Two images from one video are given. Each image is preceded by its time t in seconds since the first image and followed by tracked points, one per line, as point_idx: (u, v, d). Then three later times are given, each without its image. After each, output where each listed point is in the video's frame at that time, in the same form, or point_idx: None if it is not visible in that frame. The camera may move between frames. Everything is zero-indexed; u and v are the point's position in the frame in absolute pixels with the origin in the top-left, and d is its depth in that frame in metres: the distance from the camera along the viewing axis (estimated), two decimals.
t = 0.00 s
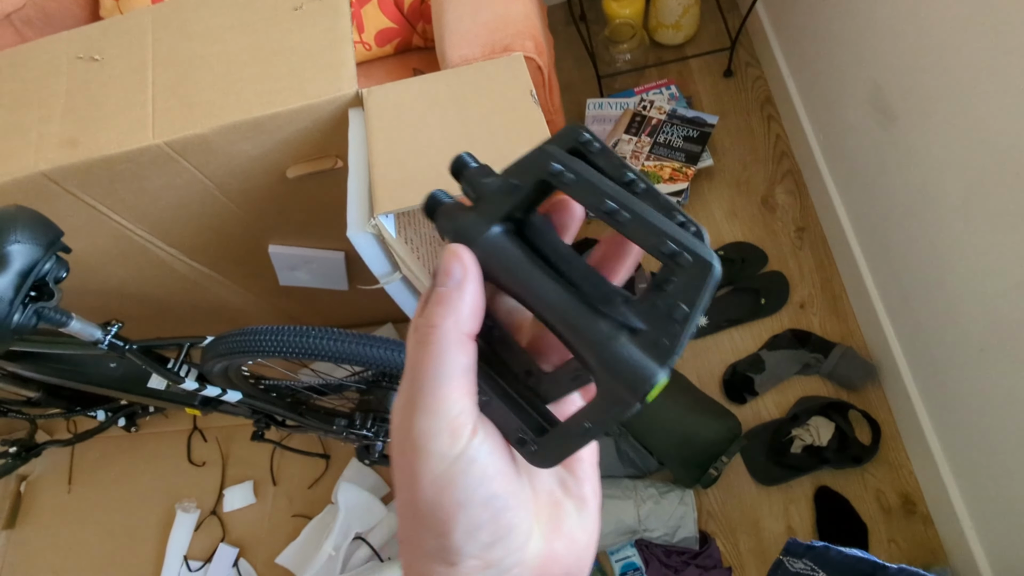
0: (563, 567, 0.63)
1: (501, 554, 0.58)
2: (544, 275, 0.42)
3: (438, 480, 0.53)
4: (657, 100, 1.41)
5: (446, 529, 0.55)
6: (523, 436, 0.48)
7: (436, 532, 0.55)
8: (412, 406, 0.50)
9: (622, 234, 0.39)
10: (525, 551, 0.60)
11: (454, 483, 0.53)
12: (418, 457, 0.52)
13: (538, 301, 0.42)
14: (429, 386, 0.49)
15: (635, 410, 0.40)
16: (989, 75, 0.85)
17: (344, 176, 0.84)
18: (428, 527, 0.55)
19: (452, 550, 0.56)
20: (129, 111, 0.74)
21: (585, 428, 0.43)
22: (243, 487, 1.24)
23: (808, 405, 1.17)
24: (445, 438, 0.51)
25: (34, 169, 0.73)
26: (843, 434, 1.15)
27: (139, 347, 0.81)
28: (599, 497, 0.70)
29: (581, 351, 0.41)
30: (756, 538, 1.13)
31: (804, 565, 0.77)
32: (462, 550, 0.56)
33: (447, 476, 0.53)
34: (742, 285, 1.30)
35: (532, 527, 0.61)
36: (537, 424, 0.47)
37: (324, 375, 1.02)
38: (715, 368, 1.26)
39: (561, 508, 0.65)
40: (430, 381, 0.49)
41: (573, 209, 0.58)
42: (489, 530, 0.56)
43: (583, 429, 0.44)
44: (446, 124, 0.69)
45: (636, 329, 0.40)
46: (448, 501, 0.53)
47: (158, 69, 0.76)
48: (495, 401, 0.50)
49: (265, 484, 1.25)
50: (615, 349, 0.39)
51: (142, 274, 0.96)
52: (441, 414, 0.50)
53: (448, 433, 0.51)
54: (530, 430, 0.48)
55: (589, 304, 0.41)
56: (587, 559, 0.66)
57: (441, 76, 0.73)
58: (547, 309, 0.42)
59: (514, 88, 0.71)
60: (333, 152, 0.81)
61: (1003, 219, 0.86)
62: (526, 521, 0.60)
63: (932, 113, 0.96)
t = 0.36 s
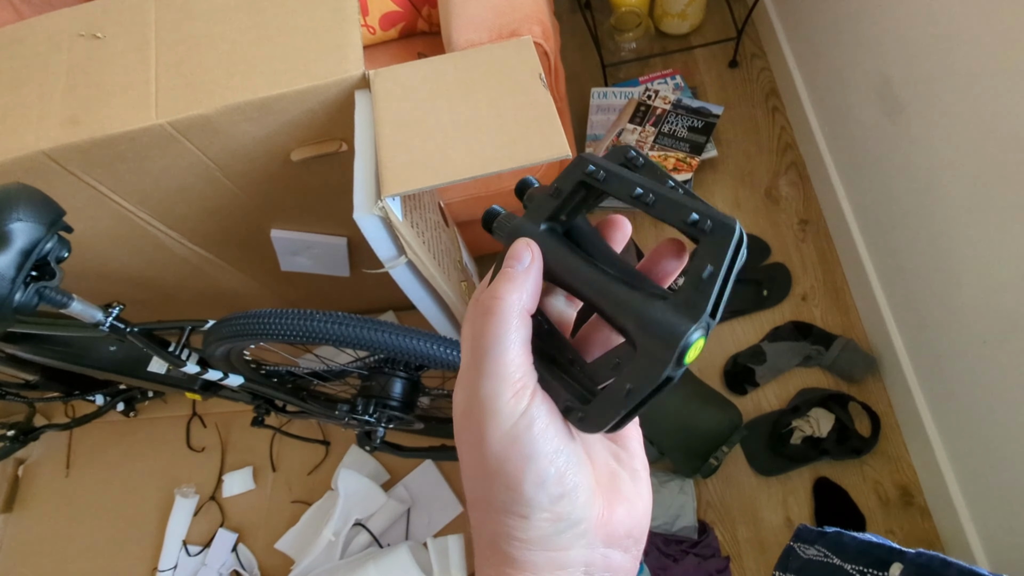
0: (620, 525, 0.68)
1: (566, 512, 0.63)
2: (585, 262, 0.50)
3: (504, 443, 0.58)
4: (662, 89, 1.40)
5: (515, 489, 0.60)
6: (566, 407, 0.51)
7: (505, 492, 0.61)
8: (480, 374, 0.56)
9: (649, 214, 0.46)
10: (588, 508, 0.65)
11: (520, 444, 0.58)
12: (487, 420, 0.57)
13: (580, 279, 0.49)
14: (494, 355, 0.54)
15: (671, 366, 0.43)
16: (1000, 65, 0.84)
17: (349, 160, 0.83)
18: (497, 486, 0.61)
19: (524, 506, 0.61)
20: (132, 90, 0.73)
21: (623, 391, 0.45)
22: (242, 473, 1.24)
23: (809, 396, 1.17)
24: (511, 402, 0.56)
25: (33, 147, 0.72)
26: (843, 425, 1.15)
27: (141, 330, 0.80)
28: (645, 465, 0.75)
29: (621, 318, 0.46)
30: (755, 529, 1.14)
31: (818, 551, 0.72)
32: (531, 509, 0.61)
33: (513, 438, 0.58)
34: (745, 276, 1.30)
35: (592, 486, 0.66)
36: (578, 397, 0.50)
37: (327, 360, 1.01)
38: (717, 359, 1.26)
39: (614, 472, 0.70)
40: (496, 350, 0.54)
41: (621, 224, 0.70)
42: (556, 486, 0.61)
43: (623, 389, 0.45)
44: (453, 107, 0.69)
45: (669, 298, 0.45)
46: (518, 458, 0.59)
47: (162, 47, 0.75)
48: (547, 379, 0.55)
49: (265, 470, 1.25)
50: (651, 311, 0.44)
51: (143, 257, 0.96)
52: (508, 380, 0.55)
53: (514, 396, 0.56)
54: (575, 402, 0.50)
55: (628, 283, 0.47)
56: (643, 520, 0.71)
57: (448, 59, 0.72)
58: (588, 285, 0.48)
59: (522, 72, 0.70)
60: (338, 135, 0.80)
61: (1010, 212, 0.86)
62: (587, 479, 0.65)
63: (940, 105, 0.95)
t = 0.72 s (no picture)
0: (613, 521, 0.64)
1: (558, 496, 0.60)
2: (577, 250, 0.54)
3: (492, 410, 0.58)
4: (661, 78, 1.38)
5: (502, 462, 0.58)
6: (565, 380, 0.53)
7: (492, 466, 0.59)
8: (475, 336, 0.57)
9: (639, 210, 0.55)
10: (581, 497, 0.61)
11: (508, 412, 0.58)
12: (478, 385, 0.58)
13: (566, 262, 0.53)
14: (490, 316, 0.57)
15: (661, 324, 0.47)
16: (1003, 56, 0.83)
17: (342, 145, 0.82)
18: (483, 460, 0.59)
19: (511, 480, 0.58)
20: (117, 70, 0.72)
21: (618, 354, 0.48)
22: (233, 461, 1.23)
23: (804, 389, 1.17)
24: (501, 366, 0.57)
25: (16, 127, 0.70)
26: (838, 419, 1.14)
27: (128, 317, 0.79)
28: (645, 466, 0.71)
29: (612, 292, 0.50)
30: (747, 521, 1.13)
31: (805, 543, 0.71)
32: (518, 486, 0.58)
33: (501, 404, 0.58)
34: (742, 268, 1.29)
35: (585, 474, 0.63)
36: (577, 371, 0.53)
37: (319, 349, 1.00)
38: (712, 351, 1.26)
39: (610, 469, 0.67)
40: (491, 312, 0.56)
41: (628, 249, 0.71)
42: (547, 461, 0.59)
43: (618, 353, 0.48)
44: (448, 91, 0.67)
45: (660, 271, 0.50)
46: (506, 425, 0.58)
47: (149, 26, 0.73)
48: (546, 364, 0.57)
49: (256, 458, 1.24)
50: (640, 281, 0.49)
51: (132, 242, 0.94)
52: (501, 345, 0.57)
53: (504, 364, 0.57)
54: (573, 376, 0.53)
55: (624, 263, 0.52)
56: (636, 516, 0.66)
57: (443, 41, 0.71)
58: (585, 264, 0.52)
59: (518, 56, 0.69)
60: (330, 119, 0.78)
61: (1009, 205, 0.85)
62: (580, 464, 0.62)
63: (941, 95, 0.94)
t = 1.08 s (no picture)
0: (586, 525, 0.60)
1: (511, 497, 0.57)
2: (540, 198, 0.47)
3: (436, 407, 0.55)
4: (657, 68, 1.37)
5: (448, 462, 0.56)
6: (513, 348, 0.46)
7: (438, 468, 0.56)
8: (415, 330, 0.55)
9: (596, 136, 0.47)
10: (542, 499, 0.58)
11: (452, 409, 0.55)
12: (420, 381, 0.55)
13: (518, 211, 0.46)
14: (429, 305, 0.54)
15: (601, 258, 0.38)
16: (999, 49, 0.82)
17: (332, 132, 0.81)
18: (429, 460, 0.56)
19: (457, 486, 0.56)
20: (103, 52, 0.70)
21: (557, 309, 0.41)
22: (224, 450, 1.22)
23: (795, 382, 1.17)
24: (444, 359, 0.53)
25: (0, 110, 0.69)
26: (828, 413, 1.15)
27: (115, 303, 0.78)
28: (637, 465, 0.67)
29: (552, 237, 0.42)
30: (736, 513, 1.14)
31: (788, 537, 0.70)
32: (466, 486, 0.56)
33: (445, 401, 0.55)
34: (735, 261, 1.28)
35: (551, 475, 0.59)
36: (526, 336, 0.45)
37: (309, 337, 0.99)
38: (704, 344, 1.25)
39: (590, 469, 0.63)
40: (430, 300, 0.54)
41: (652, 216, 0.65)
42: (495, 464, 0.56)
43: (559, 304, 0.41)
44: (439, 77, 0.66)
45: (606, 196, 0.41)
46: (451, 423, 0.55)
47: (135, 8, 0.72)
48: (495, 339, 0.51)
49: (247, 447, 1.24)
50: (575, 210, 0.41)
51: (120, 227, 0.93)
52: (442, 336, 0.53)
53: (447, 357, 0.53)
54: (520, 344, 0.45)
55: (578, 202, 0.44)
56: (617, 523, 0.62)
57: (435, 27, 0.70)
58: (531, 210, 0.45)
59: (511, 42, 0.68)
60: (321, 105, 0.77)
61: (1001, 199, 0.85)
62: (540, 464, 0.59)
63: (936, 88, 0.93)
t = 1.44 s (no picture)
0: (548, 525, 0.58)
1: (462, 501, 0.55)
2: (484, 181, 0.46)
3: (380, 411, 0.54)
4: (660, 69, 1.38)
5: (394, 468, 0.54)
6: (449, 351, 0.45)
7: (386, 474, 0.55)
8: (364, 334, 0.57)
9: (527, 110, 0.45)
10: (497, 502, 0.56)
11: (395, 413, 0.54)
12: (366, 386, 0.55)
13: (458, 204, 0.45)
14: (375, 308, 0.56)
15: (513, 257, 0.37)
16: (999, 56, 0.83)
17: (338, 129, 0.82)
18: (377, 468, 0.56)
19: (404, 490, 0.54)
20: (112, 47, 0.71)
21: (476, 313, 0.39)
22: (225, 442, 1.24)
23: (792, 382, 1.18)
24: (386, 357, 0.54)
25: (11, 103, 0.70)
26: (824, 412, 1.16)
27: (121, 296, 0.79)
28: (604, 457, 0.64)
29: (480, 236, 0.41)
30: (732, 511, 1.15)
31: (780, 532, 0.71)
32: (414, 492, 0.54)
33: (388, 405, 0.54)
34: (735, 261, 1.29)
35: (507, 475, 0.57)
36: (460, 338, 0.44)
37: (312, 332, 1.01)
38: (702, 343, 1.26)
39: (552, 466, 0.60)
40: (376, 303, 0.56)
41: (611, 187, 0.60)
42: (442, 469, 0.54)
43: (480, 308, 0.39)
44: (445, 78, 0.67)
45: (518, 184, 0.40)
46: (394, 427, 0.54)
47: (144, 3, 0.73)
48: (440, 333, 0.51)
49: (247, 439, 1.25)
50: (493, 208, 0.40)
51: (125, 221, 0.94)
52: (381, 335, 0.55)
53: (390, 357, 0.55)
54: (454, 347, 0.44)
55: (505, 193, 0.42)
56: (581, 522, 0.60)
57: (441, 27, 0.70)
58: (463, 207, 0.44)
59: (516, 43, 0.69)
60: (327, 103, 0.78)
61: (999, 204, 0.86)
62: (494, 465, 0.56)
63: (936, 93, 0.94)
